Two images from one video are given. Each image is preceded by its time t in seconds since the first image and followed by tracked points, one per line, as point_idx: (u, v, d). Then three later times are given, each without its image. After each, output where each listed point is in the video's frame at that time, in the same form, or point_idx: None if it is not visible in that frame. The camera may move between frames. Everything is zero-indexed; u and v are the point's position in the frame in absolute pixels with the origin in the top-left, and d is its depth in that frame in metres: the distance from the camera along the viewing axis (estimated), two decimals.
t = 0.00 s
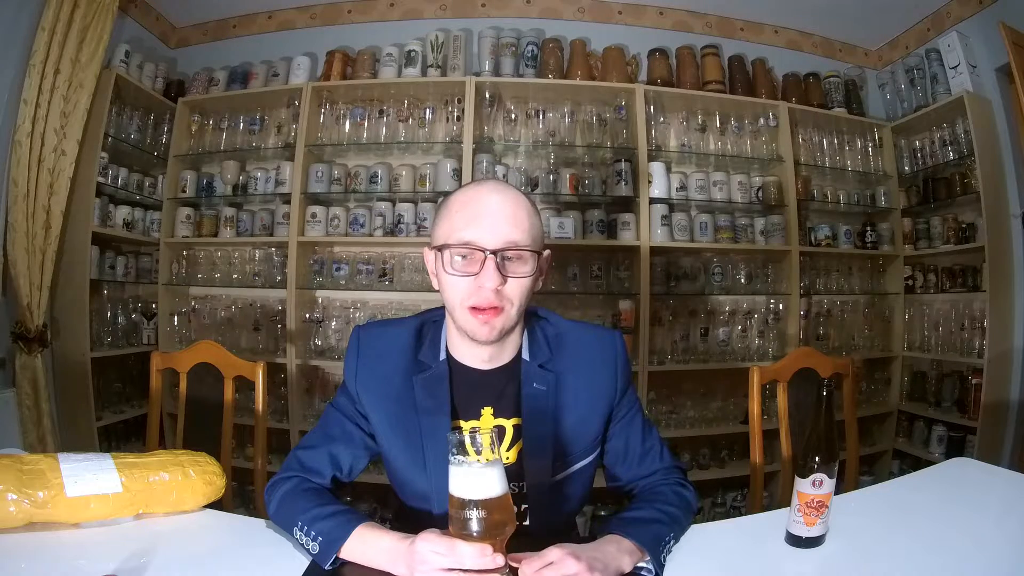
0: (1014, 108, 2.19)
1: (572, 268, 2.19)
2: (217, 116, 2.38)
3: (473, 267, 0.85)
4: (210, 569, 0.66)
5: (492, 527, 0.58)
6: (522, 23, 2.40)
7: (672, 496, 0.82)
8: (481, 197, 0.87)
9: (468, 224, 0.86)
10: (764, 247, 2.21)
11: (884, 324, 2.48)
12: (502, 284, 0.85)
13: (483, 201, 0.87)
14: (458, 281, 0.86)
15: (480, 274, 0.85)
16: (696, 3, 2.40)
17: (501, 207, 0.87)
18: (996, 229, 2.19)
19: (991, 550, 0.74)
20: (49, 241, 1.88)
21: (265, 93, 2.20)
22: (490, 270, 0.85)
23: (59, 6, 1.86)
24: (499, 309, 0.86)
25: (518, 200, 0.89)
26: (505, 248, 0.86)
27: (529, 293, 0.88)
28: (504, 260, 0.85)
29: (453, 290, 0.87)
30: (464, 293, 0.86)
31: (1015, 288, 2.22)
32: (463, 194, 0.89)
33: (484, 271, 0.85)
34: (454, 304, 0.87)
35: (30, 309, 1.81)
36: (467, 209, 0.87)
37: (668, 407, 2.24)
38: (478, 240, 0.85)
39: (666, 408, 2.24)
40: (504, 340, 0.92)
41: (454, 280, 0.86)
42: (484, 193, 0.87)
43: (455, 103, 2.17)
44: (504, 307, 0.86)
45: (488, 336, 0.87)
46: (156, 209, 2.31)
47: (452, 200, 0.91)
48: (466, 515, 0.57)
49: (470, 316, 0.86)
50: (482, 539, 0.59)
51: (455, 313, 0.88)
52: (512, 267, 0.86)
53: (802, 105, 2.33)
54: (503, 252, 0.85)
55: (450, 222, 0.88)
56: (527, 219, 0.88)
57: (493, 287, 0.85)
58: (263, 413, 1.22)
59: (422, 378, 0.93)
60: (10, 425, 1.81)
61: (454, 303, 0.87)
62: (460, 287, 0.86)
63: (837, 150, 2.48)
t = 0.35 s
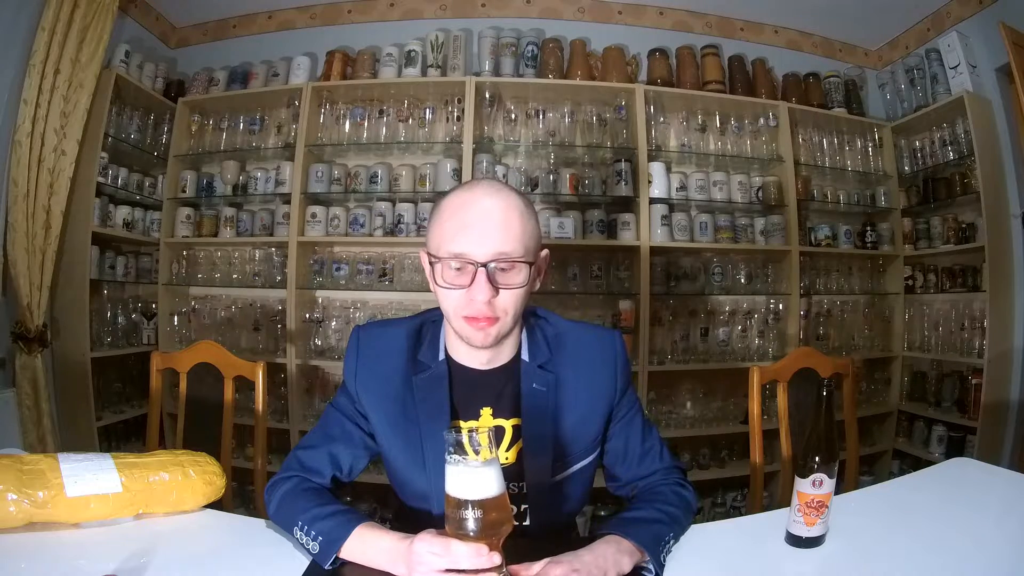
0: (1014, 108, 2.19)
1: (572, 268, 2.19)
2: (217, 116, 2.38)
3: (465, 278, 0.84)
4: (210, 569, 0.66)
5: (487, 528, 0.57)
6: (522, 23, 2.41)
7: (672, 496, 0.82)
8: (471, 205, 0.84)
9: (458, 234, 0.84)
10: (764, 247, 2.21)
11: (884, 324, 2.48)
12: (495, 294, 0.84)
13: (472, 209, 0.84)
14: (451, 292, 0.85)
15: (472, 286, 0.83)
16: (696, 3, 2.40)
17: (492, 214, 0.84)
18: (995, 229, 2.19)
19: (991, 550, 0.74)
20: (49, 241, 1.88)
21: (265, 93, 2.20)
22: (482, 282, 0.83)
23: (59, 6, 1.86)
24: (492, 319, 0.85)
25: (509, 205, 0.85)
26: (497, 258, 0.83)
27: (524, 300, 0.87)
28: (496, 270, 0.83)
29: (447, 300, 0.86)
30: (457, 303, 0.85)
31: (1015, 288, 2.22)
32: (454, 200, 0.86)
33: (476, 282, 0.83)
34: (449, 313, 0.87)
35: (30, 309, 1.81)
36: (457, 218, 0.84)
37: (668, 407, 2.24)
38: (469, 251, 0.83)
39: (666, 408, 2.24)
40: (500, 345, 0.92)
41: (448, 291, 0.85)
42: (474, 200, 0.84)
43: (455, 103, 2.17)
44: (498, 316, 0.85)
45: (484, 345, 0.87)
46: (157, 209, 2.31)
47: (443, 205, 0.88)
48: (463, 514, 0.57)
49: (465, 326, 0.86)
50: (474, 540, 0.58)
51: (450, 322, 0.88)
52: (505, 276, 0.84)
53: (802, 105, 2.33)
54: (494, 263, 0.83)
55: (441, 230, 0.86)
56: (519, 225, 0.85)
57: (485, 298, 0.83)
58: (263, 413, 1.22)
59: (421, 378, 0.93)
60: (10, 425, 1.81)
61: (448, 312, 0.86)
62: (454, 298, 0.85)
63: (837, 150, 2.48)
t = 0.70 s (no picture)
0: (1014, 108, 2.19)
1: (572, 268, 2.19)
2: (217, 116, 2.38)
3: (464, 287, 0.83)
4: (210, 569, 0.66)
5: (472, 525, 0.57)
6: (522, 23, 2.40)
7: (672, 496, 0.82)
8: (469, 212, 0.82)
9: (456, 243, 0.82)
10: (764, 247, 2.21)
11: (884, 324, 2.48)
12: (494, 303, 0.83)
13: (471, 216, 0.81)
14: (451, 301, 0.84)
15: (471, 296, 0.82)
16: (696, 3, 2.40)
17: (490, 222, 0.81)
18: (995, 230, 2.19)
19: (990, 550, 0.74)
20: (49, 241, 1.88)
21: (265, 93, 2.20)
22: (482, 291, 0.82)
23: (59, 6, 1.87)
24: (493, 328, 0.84)
25: (508, 210, 0.83)
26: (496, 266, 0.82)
27: (523, 306, 0.86)
28: (495, 279, 0.82)
29: (447, 308, 0.85)
30: (457, 312, 0.84)
31: (1015, 289, 2.22)
32: (451, 208, 0.83)
33: (475, 292, 0.82)
34: (449, 320, 0.86)
35: (30, 309, 1.82)
36: (455, 226, 0.82)
37: (668, 407, 2.24)
38: (468, 260, 0.81)
39: (666, 408, 2.24)
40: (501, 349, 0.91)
41: (448, 300, 0.84)
42: (472, 207, 0.82)
43: (455, 102, 2.16)
44: (498, 324, 0.85)
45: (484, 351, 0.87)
46: (156, 209, 2.31)
47: (440, 210, 0.86)
48: (454, 509, 0.56)
49: (465, 334, 0.85)
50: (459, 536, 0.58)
51: (451, 329, 0.88)
52: (504, 285, 0.83)
53: (802, 105, 2.33)
54: (493, 272, 0.82)
55: (438, 237, 0.84)
56: (518, 231, 0.83)
57: (485, 308, 0.82)
58: (263, 413, 1.22)
59: (420, 379, 0.93)
60: (10, 426, 1.81)
61: (448, 320, 0.86)
62: (454, 307, 0.84)
63: (837, 150, 2.48)
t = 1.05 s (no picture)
0: (1014, 108, 2.19)
1: (572, 268, 2.19)
2: (217, 116, 2.38)
3: (466, 288, 0.83)
4: (210, 569, 0.66)
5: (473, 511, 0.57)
6: (522, 23, 2.40)
7: (673, 496, 0.82)
8: (471, 214, 0.82)
9: (458, 244, 0.82)
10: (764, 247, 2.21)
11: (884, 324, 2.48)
12: (496, 303, 0.83)
13: (473, 216, 0.81)
14: (453, 301, 0.84)
15: (473, 296, 0.82)
16: (696, 3, 2.40)
17: (493, 223, 0.81)
18: (995, 230, 2.19)
19: (990, 550, 0.74)
20: (49, 241, 1.88)
21: (265, 93, 2.20)
22: (484, 292, 0.82)
23: (59, 6, 1.86)
24: (494, 327, 0.85)
25: (510, 211, 0.83)
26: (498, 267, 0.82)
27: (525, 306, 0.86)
28: (497, 280, 0.82)
29: (449, 308, 0.86)
30: (459, 312, 0.84)
31: (1015, 289, 2.22)
32: (453, 209, 0.83)
33: (478, 292, 0.82)
34: (452, 320, 0.87)
35: (30, 309, 1.82)
36: (457, 226, 0.82)
37: (668, 407, 2.24)
38: (470, 260, 0.82)
39: (666, 408, 2.24)
40: (504, 348, 0.91)
41: (450, 300, 0.84)
42: (474, 208, 0.81)
43: (455, 102, 2.16)
44: (500, 324, 0.85)
45: (487, 350, 0.88)
46: (156, 209, 2.31)
47: (442, 211, 0.85)
48: (454, 496, 0.56)
49: (467, 334, 0.86)
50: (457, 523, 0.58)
51: (454, 328, 0.88)
52: (505, 285, 0.83)
53: (802, 105, 2.33)
54: (495, 272, 0.82)
55: (441, 238, 0.84)
56: (520, 232, 0.83)
57: (487, 308, 0.83)
58: (263, 413, 1.22)
59: (421, 377, 0.93)
60: (10, 426, 1.81)
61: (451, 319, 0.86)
62: (456, 307, 0.84)
63: (837, 150, 2.48)
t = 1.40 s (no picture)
0: (1014, 108, 2.19)
1: (572, 268, 2.19)
2: (217, 116, 2.38)
3: (469, 279, 0.83)
4: (210, 569, 0.66)
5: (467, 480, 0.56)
6: (522, 23, 2.40)
7: (673, 496, 0.82)
8: (473, 207, 0.82)
9: (461, 237, 0.82)
10: (764, 247, 2.21)
11: (884, 324, 2.49)
12: (498, 295, 0.83)
13: (477, 208, 0.82)
14: (456, 293, 0.84)
15: (475, 287, 0.82)
16: (696, 3, 2.40)
17: (496, 215, 0.82)
18: (995, 230, 2.19)
19: (991, 550, 0.74)
20: (48, 241, 1.88)
21: (264, 93, 2.20)
22: (487, 284, 0.82)
23: (59, 5, 1.86)
24: (497, 319, 0.84)
25: (514, 204, 0.83)
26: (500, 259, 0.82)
27: (527, 299, 0.86)
28: (499, 272, 0.82)
29: (453, 300, 0.86)
30: (462, 303, 0.84)
31: (1015, 289, 2.22)
32: (456, 203, 0.84)
33: (480, 284, 0.82)
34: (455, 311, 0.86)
35: (30, 309, 1.81)
36: (462, 218, 0.82)
37: (668, 407, 2.24)
38: (474, 252, 0.82)
39: (666, 408, 2.24)
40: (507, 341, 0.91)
41: (453, 292, 0.84)
42: (476, 202, 0.82)
43: (455, 103, 2.16)
44: (503, 316, 0.85)
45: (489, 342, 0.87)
46: (157, 210, 2.31)
47: (446, 206, 0.86)
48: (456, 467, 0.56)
49: (470, 326, 0.85)
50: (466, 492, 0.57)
51: (458, 320, 0.88)
52: (508, 277, 0.83)
53: (802, 105, 2.33)
54: (497, 264, 0.82)
55: (445, 232, 0.85)
56: (522, 225, 0.83)
57: (490, 299, 0.82)
58: (263, 413, 1.22)
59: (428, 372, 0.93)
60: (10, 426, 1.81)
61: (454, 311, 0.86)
62: (459, 299, 0.84)
63: (837, 150, 2.48)
